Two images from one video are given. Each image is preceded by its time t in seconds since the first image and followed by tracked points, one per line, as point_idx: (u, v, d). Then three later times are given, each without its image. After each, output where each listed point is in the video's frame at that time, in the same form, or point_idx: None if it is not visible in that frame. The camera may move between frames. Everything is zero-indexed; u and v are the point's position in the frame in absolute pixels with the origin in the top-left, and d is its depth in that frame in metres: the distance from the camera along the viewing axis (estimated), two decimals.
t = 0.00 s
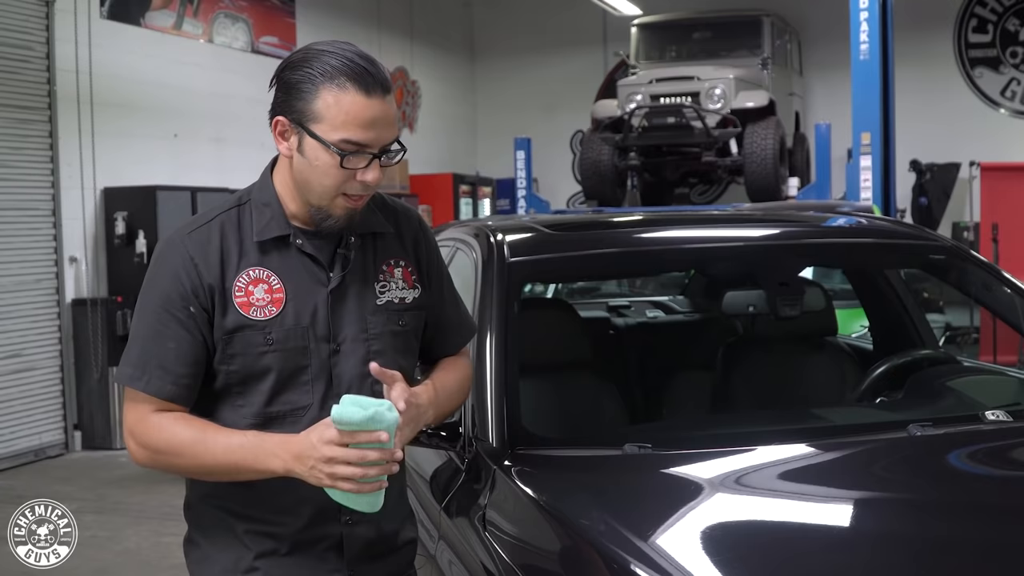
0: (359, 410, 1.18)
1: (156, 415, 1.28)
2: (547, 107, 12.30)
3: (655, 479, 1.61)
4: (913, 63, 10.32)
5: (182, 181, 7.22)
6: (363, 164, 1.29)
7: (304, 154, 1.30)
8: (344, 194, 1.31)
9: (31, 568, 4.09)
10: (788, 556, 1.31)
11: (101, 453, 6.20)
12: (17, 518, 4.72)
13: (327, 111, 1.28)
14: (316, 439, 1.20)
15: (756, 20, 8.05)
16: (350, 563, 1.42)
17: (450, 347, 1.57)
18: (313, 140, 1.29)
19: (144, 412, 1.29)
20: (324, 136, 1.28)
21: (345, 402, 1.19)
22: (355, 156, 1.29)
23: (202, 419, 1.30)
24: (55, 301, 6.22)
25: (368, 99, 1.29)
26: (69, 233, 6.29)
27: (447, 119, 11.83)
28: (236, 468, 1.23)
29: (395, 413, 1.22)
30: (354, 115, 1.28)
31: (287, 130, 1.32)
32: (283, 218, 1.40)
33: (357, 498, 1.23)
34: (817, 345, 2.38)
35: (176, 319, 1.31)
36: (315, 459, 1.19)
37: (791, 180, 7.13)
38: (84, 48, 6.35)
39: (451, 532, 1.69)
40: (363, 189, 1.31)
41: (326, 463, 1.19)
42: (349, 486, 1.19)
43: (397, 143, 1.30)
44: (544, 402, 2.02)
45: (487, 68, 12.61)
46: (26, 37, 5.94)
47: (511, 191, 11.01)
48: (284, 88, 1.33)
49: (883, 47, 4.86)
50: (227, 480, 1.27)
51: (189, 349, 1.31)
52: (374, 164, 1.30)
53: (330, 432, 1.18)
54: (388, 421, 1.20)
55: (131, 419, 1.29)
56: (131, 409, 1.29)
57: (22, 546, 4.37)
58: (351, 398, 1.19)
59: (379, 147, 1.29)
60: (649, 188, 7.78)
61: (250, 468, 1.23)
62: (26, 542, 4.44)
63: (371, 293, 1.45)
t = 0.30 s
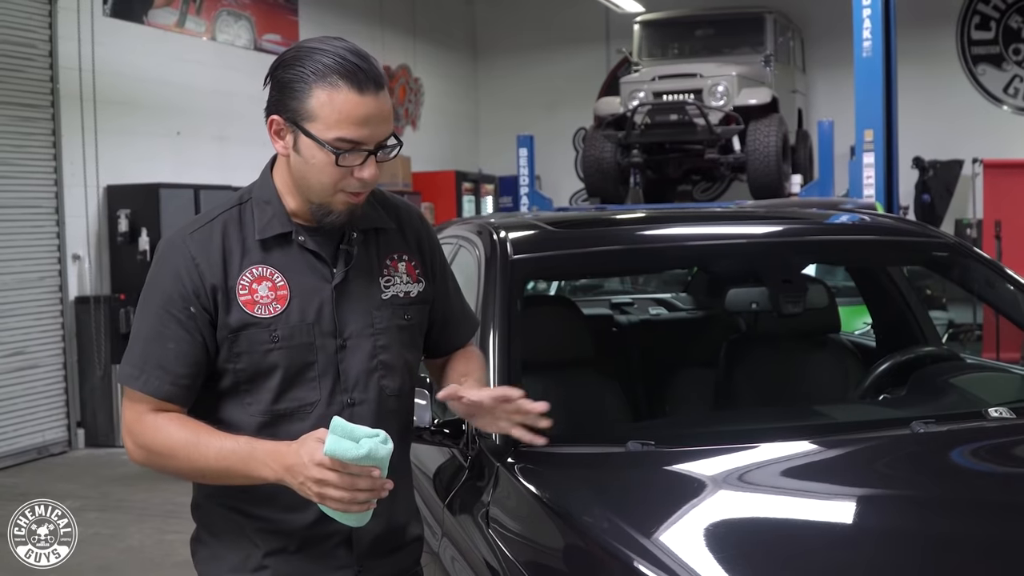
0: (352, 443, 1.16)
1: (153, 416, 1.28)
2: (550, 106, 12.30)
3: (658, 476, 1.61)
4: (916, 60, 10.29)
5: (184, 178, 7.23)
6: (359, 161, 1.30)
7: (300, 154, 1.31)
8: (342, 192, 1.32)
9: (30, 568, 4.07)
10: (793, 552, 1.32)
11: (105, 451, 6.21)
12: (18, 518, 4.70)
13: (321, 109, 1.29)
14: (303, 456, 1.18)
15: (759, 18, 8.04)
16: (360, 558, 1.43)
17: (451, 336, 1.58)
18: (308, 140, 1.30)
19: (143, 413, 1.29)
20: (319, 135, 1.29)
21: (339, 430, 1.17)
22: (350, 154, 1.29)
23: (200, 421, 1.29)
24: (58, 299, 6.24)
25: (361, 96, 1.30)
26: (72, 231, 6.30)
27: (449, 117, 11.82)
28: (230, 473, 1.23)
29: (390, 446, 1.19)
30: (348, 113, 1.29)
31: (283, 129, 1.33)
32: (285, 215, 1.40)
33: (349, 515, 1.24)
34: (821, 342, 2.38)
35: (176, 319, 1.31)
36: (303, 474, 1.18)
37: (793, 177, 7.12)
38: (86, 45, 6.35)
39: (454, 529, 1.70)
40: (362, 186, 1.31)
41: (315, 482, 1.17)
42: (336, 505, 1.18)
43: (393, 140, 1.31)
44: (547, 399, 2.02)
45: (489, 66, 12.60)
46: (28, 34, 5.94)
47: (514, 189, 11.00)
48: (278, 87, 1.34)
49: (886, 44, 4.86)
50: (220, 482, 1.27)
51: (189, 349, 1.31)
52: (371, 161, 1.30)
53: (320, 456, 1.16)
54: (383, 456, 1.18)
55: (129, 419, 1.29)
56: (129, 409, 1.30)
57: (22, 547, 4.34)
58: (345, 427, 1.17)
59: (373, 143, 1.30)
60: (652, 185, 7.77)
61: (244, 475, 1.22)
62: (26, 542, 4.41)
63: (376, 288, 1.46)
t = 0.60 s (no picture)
0: (357, 441, 1.16)
1: (157, 416, 1.29)
2: (552, 104, 12.31)
3: (661, 474, 1.62)
4: (919, 58, 10.27)
5: (186, 176, 7.23)
6: (349, 155, 1.30)
7: (291, 153, 1.32)
8: (335, 187, 1.32)
9: (30, 568, 4.06)
10: (796, 550, 1.32)
11: (107, 449, 6.23)
12: (17, 518, 4.68)
13: (307, 106, 1.30)
14: (308, 453, 1.19)
15: (761, 15, 8.03)
16: (365, 555, 1.43)
17: (455, 329, 1.57)
18: (297, 139, 1.31)
19: (146, 413, 1.29)
20: (306, 132, 1.30)
21: (344, 427, 1.18)
22: (339, 149, 1.30)
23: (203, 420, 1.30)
24: (60, 298, 6.25)
25: (346, 90, 1.30)
26: (74, 229, 6.31)
27: (451, 115, 11.82)
28: (234, 470, 1.23)
29: (395, 444, 1.20)
30: (333, 108, 1.29)
31: (272, 130, 1.34)
32: (284, 214, 1.41)
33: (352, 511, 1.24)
34: (823, 340, 2.38)
35: (177, 320, 1.31)
36: (307, 471, 1.18)
37: (795, 175, 7.11)
38: (88, 44, 6.36)
39: (456, 527, 1.70)
40: (354, 180, 1.32)
41: (320, 479, 1.18)
42: (341, 502, 1.19)
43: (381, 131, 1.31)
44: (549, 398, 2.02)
45: (491, 64, 12.59)
46: (30, 33, 5.94)
47: (516, 187, 10.99)
48: (265, 88, 1.35)
49: (889, 42, 4.85)
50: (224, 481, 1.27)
51: (190, 349, 1.31)
52: (360, 155, 1.31)
53: (325, 452, 1.17)
54: (388, 453, 1.18)
55: (132, 419, 1.30)
56: (131, 411, 1.30)
57: (22, 546, 4.33)
58: (351, 425, 1.18)
59: (361, 136, 1.30)
60: (654, 183, 7.76)
61: (247, 472, 1.23)
62: (26, 542, 4.39)
63: (377, 284, 1.46)
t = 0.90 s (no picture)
0: (346, 444, 1.16)
1: (156, 417, 1.30)
2: (553, 102, 12.32)
3: (662, 472, 1.62)
4: (919, 57, 10.27)
5: (187, 174, 7.24)
6: (342, 139, 1.31)
7: (283, 146, 1.33)
8: (331, 173, 1.33)
9: (29, 568, 4.05)
10: (795, 549, 1.32)
11: (108, 448, 6.23)
12: (17, 518, 4.66)
13: (293, 96, 1.31)
14: (298, 455, 1.19)
15: (762, 13, 8.02)
16: (365, 553, 1.44)
17: (459, 323, 1.56)
18: (287, 131, 1.31)
19: (145, 414, 1.31)
20: (296, 121, 1.31)
21: (334, 429, 1.18)
22: (330, 133, 1.31)
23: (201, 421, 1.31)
24: (60, 296, 6.26)
25: (331, 75, 1.32)
26: (74, 228, 6.31)
27: (452, 113, 11.82)
28: (227, 471, 1.24)
29: (384, 446, 1.19)
30: (321, 95, 1.30)
31: (261, 127, 1.35)
32: (278, 212, 1.41)
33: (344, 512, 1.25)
34: (823, 339, 2.38)
35: (172, 322, 1.32)
36: (297, 472, 1.19)
37: (796, 173, 7.11)
38: (89, 42, 6.36)
39: (457, 526, 1.70)
40: (348, 165, 1.33)
41: (311, 481, 1.18)
42: (331, 504, 1.20)
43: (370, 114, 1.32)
44: (549, 397, 2.02)
45: (492, 62, 12.58)
46: (31, 32, 5.94)
47: (517, 185, 10.99)
48: (250, 86, 1.35)
49: (889, 40, 4.85)
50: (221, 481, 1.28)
51: (186, 350, 1.32)
52: (352, 138, 1.32)
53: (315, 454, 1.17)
54: (377, 456, 1.18)
55: (132, 420, 1.32)
56: (130, 412, 1.32)
57: (22, 546, 4.31)
58: (341, 427, 1.18)
59: (351, 118, 1.32)
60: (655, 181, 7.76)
61: (241, 472, 1.23)
62: (26, 541, 4.38)
63: (373, 280, 1.45)
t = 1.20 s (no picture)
0: (345, 437, 1.16)
1: (153, 414, 1.30)
2: (553, 101, 12.32)
3: (662, 472, 1.62)
4: (918, 56, 10.27)
5: (187, 173, 7.23)
6: (347, 130, 1.32)
7: (288, 140, 1.32)
8: (338, 165, 1.33)
9: (29, 568, 4.04)
10: (796, 548, 1.32)
11: (108, 446, 6.23)
12: (17, 518, 4.65)
13: (296, 89, 1.31)
14: (295, 449, 1.19)
15: (762, 12, 8.02)
16: (365, 551, 1.43)
17: (455, 324, 1.55)
18: (293, 123, 1.31)
19: (142, 412, 1.30)
20: (299, 114, 1.31)
21: (332, 423, 1.18)
22: (336, 125, 1.32)
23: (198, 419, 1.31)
24: (61, 295, 6.25)
25: (334, 67, 1.33)
26: (74, 226, 6.31)
27: (452, 112, 11.81)
28: (224, 468, 1.24)
29: (382, 441, 1.20)
30: (324, 86, 1.31)
31: (263, 122, 1.34)
32: (276, 210, 1.41)
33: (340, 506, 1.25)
34: (823, 337, 2.37)
35: (170, 319, 1.32)
36: (295, 466, 1.19)
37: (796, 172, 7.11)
38: (87, 40, 6.34)
39: (456, 525, 1.70)
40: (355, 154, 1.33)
41: (308, 475, 1.18)
42: (329, 498, 1.20)
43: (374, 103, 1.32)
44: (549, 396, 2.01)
45: (492, 60, 12.57)
46: (30, 31, 5.93)
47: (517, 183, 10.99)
48: (250, 84, 1.35)
49: (889, 38, 4.85)
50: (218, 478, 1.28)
51: (183, 348, 1.32)
52: (357, 128, 1.33)
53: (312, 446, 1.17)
54: (375, 450, 1.18)
55: (129, 418, 1.31)
56: (128, 409, 1.32)
57: (22, 546, 4.30)
58: (339, 421, 1.18)
59: (355, 109, 1.32)
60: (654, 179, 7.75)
61: (238, 469, 1.23)
62: (26, 541, 4.37)
63: (371, 278, 1.45)
